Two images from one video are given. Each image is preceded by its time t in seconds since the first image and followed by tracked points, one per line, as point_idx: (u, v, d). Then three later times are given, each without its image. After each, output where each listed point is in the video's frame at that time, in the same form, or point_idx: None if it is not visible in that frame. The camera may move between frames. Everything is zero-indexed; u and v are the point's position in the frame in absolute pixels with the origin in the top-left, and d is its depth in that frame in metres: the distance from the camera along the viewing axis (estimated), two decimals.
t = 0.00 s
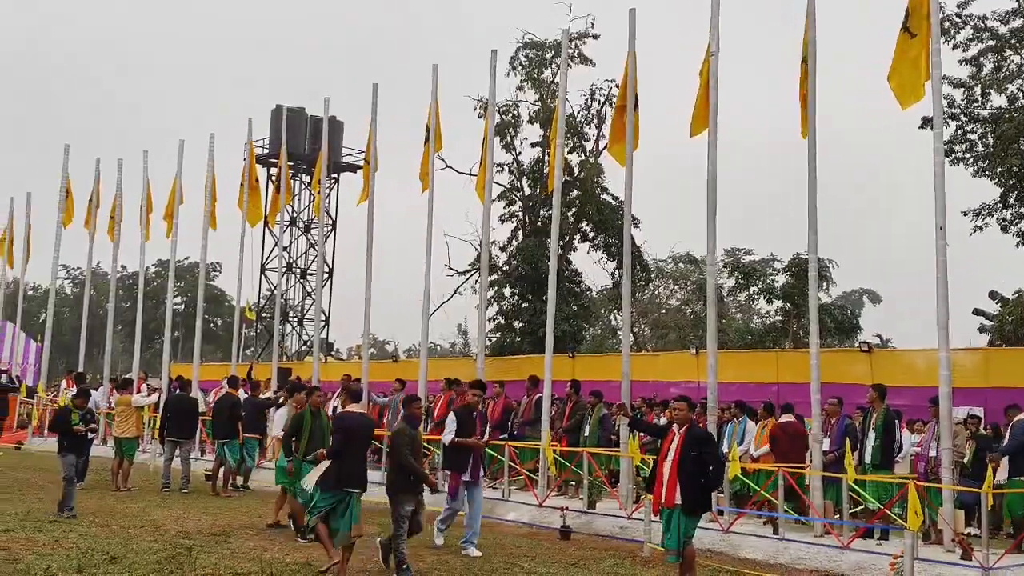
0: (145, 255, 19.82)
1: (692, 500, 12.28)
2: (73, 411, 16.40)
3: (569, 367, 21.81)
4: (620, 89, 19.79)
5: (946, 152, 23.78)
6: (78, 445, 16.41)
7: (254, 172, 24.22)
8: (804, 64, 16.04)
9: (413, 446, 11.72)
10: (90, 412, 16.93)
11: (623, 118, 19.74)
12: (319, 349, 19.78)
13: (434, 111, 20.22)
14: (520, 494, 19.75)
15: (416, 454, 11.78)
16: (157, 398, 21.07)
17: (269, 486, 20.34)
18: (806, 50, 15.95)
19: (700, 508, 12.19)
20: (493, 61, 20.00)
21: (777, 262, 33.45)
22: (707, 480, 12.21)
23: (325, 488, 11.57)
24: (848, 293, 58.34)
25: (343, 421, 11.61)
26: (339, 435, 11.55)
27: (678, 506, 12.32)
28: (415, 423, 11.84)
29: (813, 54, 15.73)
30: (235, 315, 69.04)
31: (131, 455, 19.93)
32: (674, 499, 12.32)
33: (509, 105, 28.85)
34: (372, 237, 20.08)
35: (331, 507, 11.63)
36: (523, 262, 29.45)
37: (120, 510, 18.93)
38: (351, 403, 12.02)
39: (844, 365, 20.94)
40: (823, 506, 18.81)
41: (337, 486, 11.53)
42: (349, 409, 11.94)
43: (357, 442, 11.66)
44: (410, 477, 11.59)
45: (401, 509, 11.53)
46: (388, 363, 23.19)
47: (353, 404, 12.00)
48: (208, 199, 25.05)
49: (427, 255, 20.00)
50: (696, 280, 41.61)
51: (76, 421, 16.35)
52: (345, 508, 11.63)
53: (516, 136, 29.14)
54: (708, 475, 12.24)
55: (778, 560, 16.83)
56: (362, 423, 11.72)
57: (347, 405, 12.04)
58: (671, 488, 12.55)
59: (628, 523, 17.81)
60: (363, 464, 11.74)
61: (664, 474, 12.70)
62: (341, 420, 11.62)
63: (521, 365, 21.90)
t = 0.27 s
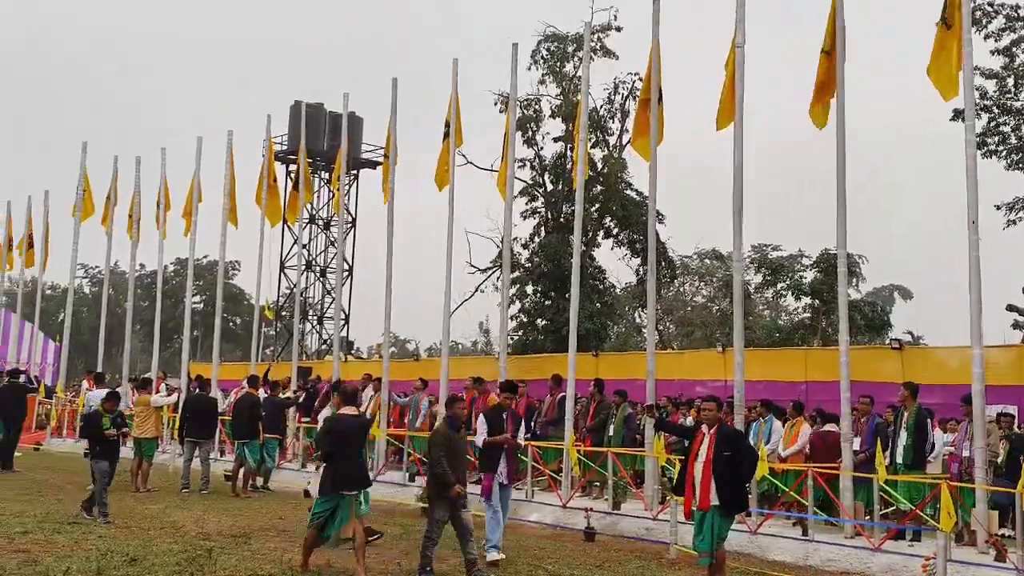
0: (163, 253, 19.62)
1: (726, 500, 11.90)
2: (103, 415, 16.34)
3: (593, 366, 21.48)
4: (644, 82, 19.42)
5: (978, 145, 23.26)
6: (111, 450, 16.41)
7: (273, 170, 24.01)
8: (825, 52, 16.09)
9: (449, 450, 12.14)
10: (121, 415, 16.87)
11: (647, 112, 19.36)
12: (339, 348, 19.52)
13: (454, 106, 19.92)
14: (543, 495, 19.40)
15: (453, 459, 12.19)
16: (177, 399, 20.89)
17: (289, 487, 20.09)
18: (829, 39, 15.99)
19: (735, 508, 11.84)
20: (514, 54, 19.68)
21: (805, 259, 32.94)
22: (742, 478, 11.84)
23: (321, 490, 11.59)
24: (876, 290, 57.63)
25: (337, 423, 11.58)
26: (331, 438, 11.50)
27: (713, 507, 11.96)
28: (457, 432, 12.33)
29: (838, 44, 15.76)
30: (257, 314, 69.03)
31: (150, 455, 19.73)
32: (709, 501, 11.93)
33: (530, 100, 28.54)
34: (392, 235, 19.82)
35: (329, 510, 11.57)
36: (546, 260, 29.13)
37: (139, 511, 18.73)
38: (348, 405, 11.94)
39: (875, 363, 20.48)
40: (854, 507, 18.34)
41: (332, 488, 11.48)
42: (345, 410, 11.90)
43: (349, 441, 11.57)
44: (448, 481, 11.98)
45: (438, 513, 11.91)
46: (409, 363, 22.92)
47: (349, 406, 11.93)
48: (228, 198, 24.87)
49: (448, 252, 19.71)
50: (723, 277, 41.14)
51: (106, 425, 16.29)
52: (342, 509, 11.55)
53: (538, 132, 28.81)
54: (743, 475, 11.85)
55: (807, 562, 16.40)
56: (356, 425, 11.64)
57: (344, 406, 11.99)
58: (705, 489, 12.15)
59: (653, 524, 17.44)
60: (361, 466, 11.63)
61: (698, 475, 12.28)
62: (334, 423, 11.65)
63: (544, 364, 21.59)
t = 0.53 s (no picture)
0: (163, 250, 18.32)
1: (773, 514, 10.36)
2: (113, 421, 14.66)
3: (624, 370, 20.04)
4: (679, 61, 17.92)
5: None
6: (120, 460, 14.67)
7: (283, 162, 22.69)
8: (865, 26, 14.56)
9: (487, 458, 10.48)
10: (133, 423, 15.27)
11: (682, 94, 17.85)
12: (351, 350, 18.14)
13: (474, 88, 18.48)
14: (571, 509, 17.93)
15: (498, 467, 10.50)
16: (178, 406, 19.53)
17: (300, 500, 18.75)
18: (872, 11, 14.42)
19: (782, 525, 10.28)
20: (538, 33, 18.23)
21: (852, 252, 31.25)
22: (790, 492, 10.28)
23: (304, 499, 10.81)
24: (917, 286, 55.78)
25: (313, 425, 10.90)
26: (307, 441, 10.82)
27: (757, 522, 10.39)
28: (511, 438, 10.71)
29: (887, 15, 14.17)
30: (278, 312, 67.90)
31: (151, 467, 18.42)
32: (754, 514, 10.35)
33: (556, 84, 27.08)
34: (407, 229, 18.43)
35: (316, 519, 10.82)
36: (573, 255, 27.68)
37: (136, 527, 17.43)
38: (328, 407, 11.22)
39: (930, 365, 18.89)
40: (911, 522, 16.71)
41: (316, 493, 10.75)
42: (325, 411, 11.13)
43: (325, 443, 10.88)
44: (485, 493, 10.44)
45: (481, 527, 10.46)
46: (427, 367, 21.55)
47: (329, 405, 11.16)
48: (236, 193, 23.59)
49: (467, 246, 18.30)
50: (765, 273, 39.59)
51: (119, 432, 14.49)
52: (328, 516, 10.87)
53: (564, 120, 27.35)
54: (792, 486, 10.36)
55: None
56: (334, 425, 10.96)
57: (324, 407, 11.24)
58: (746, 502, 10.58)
59: (692, 541, 15.95)
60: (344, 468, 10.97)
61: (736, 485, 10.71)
62: (312, 426, 10.96)
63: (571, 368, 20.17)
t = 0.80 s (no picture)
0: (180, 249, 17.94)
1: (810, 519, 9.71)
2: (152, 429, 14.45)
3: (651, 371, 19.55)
4: (709, 51, 17.35)
5: None
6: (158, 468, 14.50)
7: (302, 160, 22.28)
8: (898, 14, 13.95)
9: (525, 461, 9.91)
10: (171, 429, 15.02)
11: (711, 85, 17.27)
12: (372, 352, 17.67)
13: (497, 81, 17.98)
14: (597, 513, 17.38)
15: (536, 469, 9.89)
16: (196, 409, 19.17)
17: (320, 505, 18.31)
18: None
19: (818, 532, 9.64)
20: (563, 23, 17.73)
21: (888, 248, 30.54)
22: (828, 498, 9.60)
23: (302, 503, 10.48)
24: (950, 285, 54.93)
25: (308, 429, 10.64)
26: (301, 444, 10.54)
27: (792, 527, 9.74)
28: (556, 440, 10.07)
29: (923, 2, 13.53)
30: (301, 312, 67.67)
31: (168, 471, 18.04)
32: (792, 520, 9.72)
33: (581, 77, 26.55)
34: (428, 226, 17.97)
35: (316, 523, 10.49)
36: (599, 252, 27.16)
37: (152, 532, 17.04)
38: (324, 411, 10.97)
39: (970, 365, 18.24)
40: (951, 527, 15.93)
41: (315, 496, 10.45)
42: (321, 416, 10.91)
43: (322, 446, 10.61)
44: (522, 497, 9.86)
45: (524, 533, 9.81)
46: (450, 369, 21.11)
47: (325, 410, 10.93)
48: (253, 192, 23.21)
49: (490, 244, 17.82)
50: (798, 270, 38.95)
51: (155, 440, 14.40)
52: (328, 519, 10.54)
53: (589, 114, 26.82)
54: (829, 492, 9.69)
55: None
56: (329, 427, 10.69)
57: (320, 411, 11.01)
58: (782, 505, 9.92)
59: (723, 546, 15.38)
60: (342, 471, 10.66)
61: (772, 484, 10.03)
62: (308, 430, 10.70)
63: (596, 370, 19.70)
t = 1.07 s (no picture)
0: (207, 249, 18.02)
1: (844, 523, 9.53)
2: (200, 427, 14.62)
3: (677, 369, 19.49)
4: (735, 47, 17.28)
5: None
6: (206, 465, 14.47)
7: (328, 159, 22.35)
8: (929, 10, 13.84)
9: (561, 463, 9.90)
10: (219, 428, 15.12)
11: (737, 81, 17.17)
12: (398, 350, 17.68)
13: (522, 79, 17.97)
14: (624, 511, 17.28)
15: (573, 470, 9.87)
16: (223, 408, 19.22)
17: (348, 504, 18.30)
18: None
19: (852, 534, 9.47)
20: (588, 21, 17.71)
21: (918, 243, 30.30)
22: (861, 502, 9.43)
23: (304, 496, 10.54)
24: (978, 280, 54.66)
25: (313, 423, 10.74)
26: (306, 436, 10.63)
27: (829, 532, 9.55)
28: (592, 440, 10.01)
29: None
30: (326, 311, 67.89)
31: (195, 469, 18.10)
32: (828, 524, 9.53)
33: (605, 74, 26.54)
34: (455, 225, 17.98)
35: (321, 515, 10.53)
36: (625, 249, 27.10)
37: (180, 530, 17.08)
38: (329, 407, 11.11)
39: (1001, 360, 18.06)
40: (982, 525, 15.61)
41: (318, 489, 10.50)
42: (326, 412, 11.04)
43: (326, 441, 10.70)
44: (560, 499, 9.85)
45: (570, 536, 9.79)
46: (475, 367, 21.14)
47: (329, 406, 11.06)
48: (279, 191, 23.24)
49: (516, 242, 17.80)
50: (826, 267, 38.78)
51: (205, 437, 14.65)
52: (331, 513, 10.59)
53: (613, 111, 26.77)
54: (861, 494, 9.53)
55: None
56: (332, 422, 10.81)
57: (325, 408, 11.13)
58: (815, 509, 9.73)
59: (751, 543, 15.24)
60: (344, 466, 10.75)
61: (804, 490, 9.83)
62: (312, 424, 10.79)
63: (622, 367, 19.67)
